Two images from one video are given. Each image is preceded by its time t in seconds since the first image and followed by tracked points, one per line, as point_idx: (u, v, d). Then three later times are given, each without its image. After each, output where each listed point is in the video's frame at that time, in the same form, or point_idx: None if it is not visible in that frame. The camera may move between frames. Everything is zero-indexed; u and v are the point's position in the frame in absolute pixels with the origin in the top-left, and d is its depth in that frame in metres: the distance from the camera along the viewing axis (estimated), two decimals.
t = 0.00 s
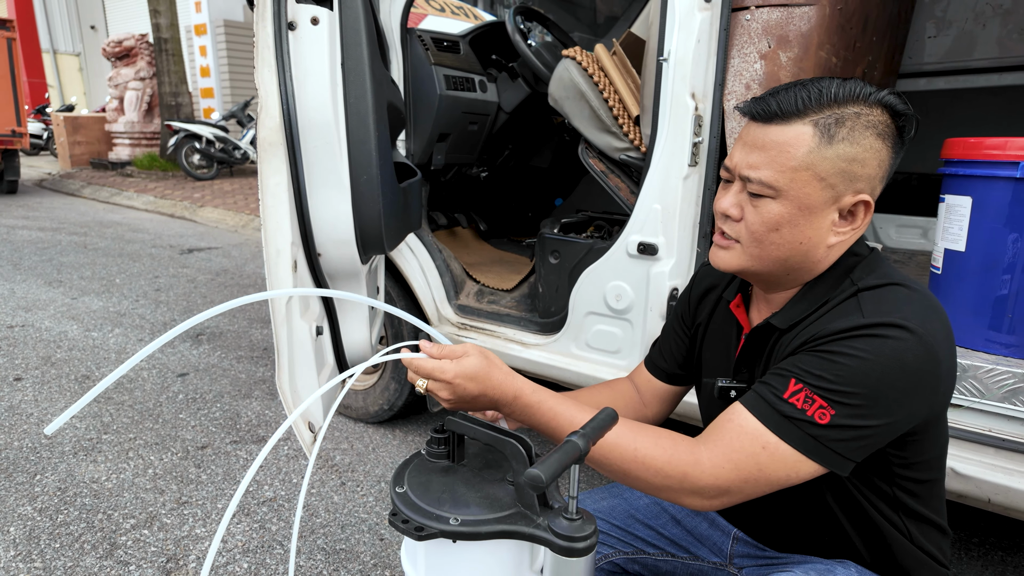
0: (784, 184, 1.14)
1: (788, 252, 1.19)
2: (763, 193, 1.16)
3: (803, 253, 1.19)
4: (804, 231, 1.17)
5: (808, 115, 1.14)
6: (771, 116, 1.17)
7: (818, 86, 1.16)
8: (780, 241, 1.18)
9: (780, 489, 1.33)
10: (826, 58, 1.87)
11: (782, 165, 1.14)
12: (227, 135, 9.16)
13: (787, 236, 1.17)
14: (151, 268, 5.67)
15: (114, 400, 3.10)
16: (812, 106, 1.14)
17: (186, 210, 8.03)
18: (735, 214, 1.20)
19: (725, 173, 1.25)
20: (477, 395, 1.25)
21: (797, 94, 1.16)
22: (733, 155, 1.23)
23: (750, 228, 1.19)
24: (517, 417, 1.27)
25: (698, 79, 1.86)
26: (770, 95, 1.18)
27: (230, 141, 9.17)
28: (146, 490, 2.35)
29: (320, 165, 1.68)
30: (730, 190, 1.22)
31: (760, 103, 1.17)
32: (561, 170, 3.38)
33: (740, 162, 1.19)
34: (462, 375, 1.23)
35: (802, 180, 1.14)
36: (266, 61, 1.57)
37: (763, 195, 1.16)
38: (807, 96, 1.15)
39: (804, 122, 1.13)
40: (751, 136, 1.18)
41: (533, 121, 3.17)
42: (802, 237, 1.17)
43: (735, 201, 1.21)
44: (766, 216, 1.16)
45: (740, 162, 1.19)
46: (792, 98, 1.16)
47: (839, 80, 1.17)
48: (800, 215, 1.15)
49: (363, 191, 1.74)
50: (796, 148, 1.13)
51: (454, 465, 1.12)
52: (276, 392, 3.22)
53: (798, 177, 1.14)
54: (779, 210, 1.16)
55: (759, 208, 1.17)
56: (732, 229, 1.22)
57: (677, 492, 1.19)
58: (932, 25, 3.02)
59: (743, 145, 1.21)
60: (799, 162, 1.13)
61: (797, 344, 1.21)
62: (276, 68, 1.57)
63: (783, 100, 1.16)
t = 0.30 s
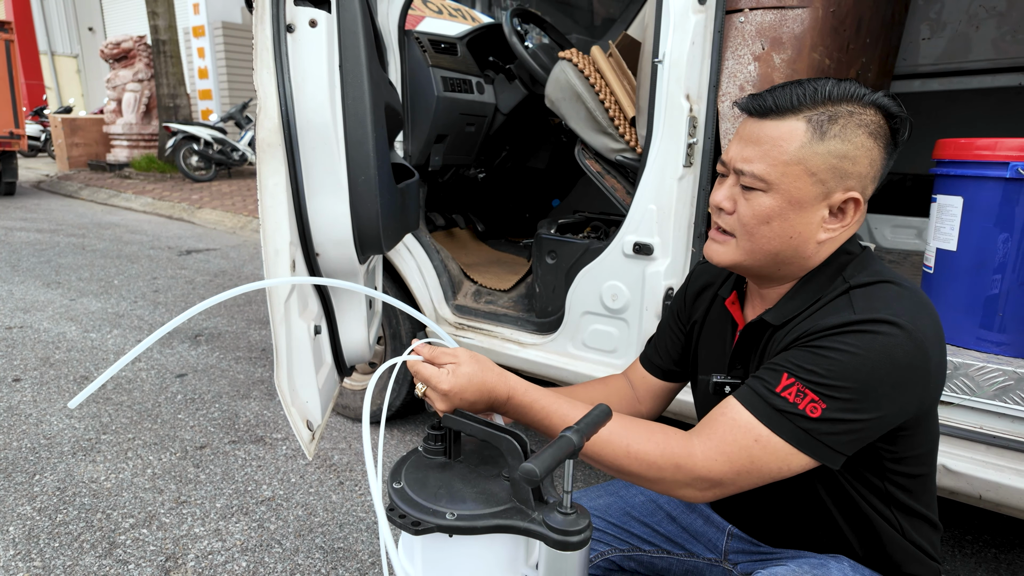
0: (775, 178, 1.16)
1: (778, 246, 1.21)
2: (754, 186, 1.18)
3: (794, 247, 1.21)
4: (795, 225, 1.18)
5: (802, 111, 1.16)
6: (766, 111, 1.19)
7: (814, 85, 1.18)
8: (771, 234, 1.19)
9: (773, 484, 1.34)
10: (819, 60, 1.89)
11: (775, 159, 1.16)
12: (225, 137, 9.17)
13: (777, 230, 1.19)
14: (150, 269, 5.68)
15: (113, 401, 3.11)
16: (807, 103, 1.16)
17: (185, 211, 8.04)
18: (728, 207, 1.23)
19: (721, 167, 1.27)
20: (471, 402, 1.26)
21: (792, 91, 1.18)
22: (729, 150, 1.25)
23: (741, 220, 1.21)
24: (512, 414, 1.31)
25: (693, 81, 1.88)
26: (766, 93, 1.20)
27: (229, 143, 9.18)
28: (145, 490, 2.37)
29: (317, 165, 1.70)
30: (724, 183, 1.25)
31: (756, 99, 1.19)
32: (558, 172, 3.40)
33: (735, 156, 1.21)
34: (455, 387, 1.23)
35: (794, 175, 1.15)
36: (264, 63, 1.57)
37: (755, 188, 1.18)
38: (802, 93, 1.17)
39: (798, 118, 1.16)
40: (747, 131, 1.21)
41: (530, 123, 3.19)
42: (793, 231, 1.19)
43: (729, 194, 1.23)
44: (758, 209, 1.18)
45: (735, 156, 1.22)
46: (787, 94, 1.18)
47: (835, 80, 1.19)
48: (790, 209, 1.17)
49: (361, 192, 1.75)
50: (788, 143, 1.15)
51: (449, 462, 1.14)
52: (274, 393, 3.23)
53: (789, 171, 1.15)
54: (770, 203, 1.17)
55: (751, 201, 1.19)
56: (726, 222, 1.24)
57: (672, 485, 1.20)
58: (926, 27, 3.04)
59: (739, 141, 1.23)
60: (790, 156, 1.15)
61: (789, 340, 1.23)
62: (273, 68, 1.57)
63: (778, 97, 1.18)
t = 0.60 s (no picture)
0: (773, 177, 1.17)
1: (776, 243, 1.22)
2: (752, 184, 1.19)
3: (792, 246, 1.22)
4: (793, 223, 1.19)
5: (799, 111, 1.17)
6: (763, 111, 1.20)
7: (811, 85, 1.19)
8: (769, 232, 1.20)
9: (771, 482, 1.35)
10: (815, 61, 1.90)
11: (772, 158, 1.17)
12: (223, 138, 9.15)
13: (775, 228, 1.20)
14: (148, 269, 5.68)
15: (112, 401, 3.11)
16: (803, 102, 1.17)
17: (183, 212, 8.04)
18: (727, 205, 1.23)
19: (720, 167, 1.28)
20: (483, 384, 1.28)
21: (789, 91, 1.19)
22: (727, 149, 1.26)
23: (741, 219, 1.22)
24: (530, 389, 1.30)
25: (689, 82, 1.88)
26: (763, 93, 1.21)
27: (227, 144, 9.17)
28: (144, 490, 2.37)
29: (316, 165, 1.71)
30: (724, 182, 1.26)
31: (754, 99, 1.20)
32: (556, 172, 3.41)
33: (733, 155, 1.22)
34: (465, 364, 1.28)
35: (791, 174, 1.17)
36: (265, 64, 1.58)
37: (753, 187, 1.19)
38: (799, 93, 1.18)
39: (795, 117, 1.16)
40: (745, 131, 1.22)
41: (528, 123, 3.20)
42: (791, 228, 1.20)
43: (728, 192, 1.24)
44: (756, 207, 1.19)
45: (733, 155, 1.23)
46: (784, 94, 1.19)
47: (832, 79, 1.20)
48: (787, 207, 1.18)
49: (360, 193, 1.76)
50: (785, 142, 1.16)
51: (449, 460, 1.14)
52: (273, 393, 3.24)
53: (786, 169, 1.17)
54: (768, 201, 1.19)
55: (749, 200, 1.20)
56: (725, 221, 1.25)
57: (678, 485, 1.21)
58: (921, 28, 3.05)
59: (738, 141, 1.24)
60: (787, 155, 1.16)
61: (792, 341, 1.24)
62: (272, 69, 1.58)
63: (775, 97, 1.19)
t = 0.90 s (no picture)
0: (781, 178, 1.17)
1: (784, 244, 1.22)
2: (760, 185, 1.19)
3: (800, 246, 1.22)
4: (801, 224, 1.20)
5: (807, 111, 1.17)
6: (771, 112, 1.20)
7: (818, 86, 1.20)
8: (777, 233, 1.20)
9: (770, 483, 1.35)
10: (813, 63, 1.91)
11: (780, 159, 1.17)
12: (221, 139, 9.14)
13: (783, 229, 1.20)
14: (146, 271, 5.67)
15: (110, 403, 3.10)
16: (812, 103, 1.18)
17: (181, 213, 8.03)
18: (734, 206, 1.24)
19: (726, 168, 1.28)
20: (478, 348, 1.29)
21: (797, 92, 1.19)
22: (734, 150, 1.26)
23: (747, 220, 1.22)
24: (525, 374, 1.28)
25: (688, 84, 1.89)
26: (771, 94, 1.22)
27: (225, 145, 9.16)
28: (142, 491, 2.37)
29: (315, 167, 1.71)
30: (730, 184, 1.26)
31: (761, 100, 1.20)
32: (555, 174, 3.41)
33: (740, 155, 1.22)
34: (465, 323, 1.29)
35: (800, 174, 1.17)
36: (263, 65, 1.58)
37: (761, 188, 1.19)
38: (807, 94, 1.19)
39: (803, 118, 1.17)
40: (752, 132, 1.22)
41: (527, 124, 3.20)
42: (799, 229, 1.20)
43: (735, 194, 1.24)
44: (763, 208, 1.19)
45: (740, 156, 1.23)
46: (791, 95, 1.19)
47: (839, 81, 1.21)
48: (796, 208, 1.18)
49: (359, 194, 1.76)
50: (793, 142, 1.16)
51: (449, 462, 1.14)
52: (272, 394, 3.23)
53: (795, 170, 1.17)
54: (776, 203, 1.19)
55: (756, 201, 1.20)
56: (732, 222, 1.25)
57: (668, 471, 1.21)
58: (919, 30, 3.06)
59: (745, 141, 1.24)
60: (796, 156, 1.16)
61: (794, 335, 1.24)
62: (272, 71, 1.58)
63: (783, 98, 1.19)
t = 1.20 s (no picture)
0: (781, 178, 1.18)
1: (782, 245, 1.22)
2: (760, 186, 1.20)
3: (798, 247, 1.23)
4: (800, 225, 1.20)
5: (807, 112, 1.18)
6: (771, 112, 1.20)
7: (818, 87, 1.20)
8: (775, 234, 1.21)
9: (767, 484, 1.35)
10: (809, 64, 1.92)
11: (780, 160, 1.17)
12: (220, 140, 9.14)
13: (781, 230, 1.20)
14: (145, 272, 5.67)
15: (108, 404, 3.10)
16: (812, 104, 1.18)
17: (180, 215, 8.03)
18: (733, 206, 1.24)
19: (724, 168, 1.29)
20: (475, 373, 1.28)
21: (798, 93, 1.20)
22: (733, 150, 1.27)
23: (746, 220, 1.22)
24: (516, 402, 1.29)
25: (684, 85, 1.89)
26: (771, 94, 1.22)
27: (224, 147, 9.15)
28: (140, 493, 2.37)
29: (313, 169, 1.71)
30: (728, 184, 1.26)
31: (761, 100, 1.21)
32: (553, 175, 3.42)
33: (740, 156, 1.22)
34: (466, 348, 1.26)
35: (800, 175, 1.17)
36: (260, 68, 1.58)
37: (760, 188, 1.20)
38: (807, 95, 1.19)
39: (803, 119, 1.17)
40: (751, 132, 1.22)
41: (525, 125, 3.21)
42: (798, 230, 1.20)
43: (733, 194, 1.24)
44: (763, 209, 1.20)
45: (739, 156, 1.23)
46: (791, 96, 1.20)
47: (838, 82, 1.21)
48: (795, 208, 1.19)
49: (356, 196, 1.76)
50: (794, 143, 1.17)
51: (445, 462, 1.15)
52: (269, 396, 3.23)
53: (795, 171, 1.17)
54: (776, 203, 1.19)
55: (756, 201, 1.21)
56: (730, 222, 1.26)
57: (668, 479, 1.22)
58: (916, 31, 3.07)
59: (743, 141, 1.24)
60: (796, 157, 1.17)
61: (789, 340, 1.24)
62: (270, 72, 1.58)
63: (783, 98, 1.20)
